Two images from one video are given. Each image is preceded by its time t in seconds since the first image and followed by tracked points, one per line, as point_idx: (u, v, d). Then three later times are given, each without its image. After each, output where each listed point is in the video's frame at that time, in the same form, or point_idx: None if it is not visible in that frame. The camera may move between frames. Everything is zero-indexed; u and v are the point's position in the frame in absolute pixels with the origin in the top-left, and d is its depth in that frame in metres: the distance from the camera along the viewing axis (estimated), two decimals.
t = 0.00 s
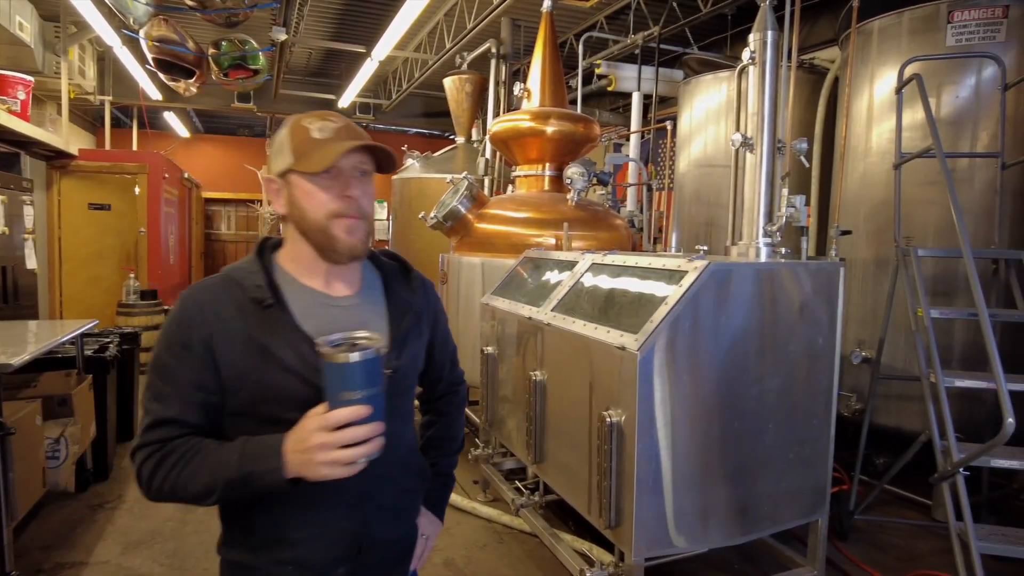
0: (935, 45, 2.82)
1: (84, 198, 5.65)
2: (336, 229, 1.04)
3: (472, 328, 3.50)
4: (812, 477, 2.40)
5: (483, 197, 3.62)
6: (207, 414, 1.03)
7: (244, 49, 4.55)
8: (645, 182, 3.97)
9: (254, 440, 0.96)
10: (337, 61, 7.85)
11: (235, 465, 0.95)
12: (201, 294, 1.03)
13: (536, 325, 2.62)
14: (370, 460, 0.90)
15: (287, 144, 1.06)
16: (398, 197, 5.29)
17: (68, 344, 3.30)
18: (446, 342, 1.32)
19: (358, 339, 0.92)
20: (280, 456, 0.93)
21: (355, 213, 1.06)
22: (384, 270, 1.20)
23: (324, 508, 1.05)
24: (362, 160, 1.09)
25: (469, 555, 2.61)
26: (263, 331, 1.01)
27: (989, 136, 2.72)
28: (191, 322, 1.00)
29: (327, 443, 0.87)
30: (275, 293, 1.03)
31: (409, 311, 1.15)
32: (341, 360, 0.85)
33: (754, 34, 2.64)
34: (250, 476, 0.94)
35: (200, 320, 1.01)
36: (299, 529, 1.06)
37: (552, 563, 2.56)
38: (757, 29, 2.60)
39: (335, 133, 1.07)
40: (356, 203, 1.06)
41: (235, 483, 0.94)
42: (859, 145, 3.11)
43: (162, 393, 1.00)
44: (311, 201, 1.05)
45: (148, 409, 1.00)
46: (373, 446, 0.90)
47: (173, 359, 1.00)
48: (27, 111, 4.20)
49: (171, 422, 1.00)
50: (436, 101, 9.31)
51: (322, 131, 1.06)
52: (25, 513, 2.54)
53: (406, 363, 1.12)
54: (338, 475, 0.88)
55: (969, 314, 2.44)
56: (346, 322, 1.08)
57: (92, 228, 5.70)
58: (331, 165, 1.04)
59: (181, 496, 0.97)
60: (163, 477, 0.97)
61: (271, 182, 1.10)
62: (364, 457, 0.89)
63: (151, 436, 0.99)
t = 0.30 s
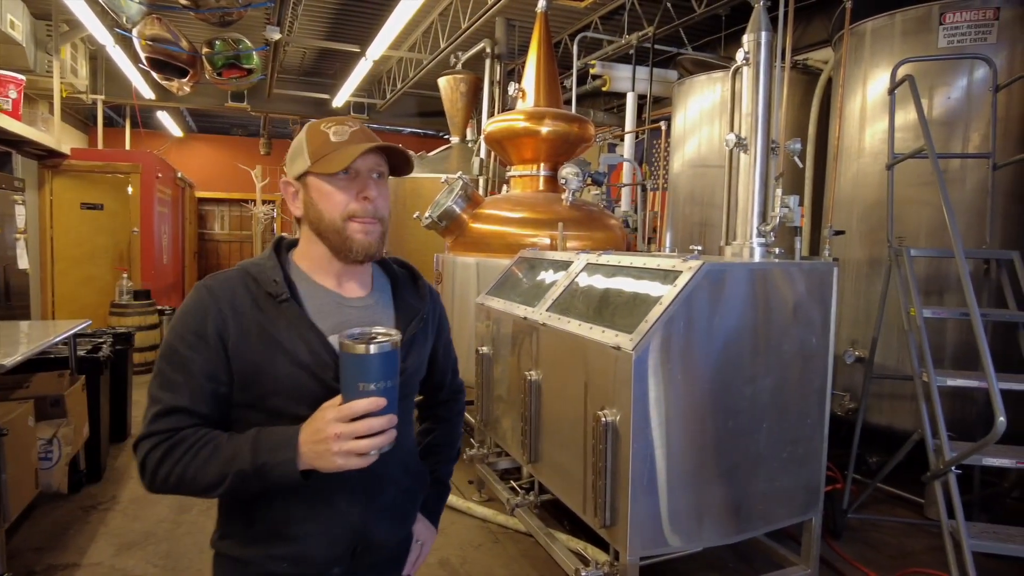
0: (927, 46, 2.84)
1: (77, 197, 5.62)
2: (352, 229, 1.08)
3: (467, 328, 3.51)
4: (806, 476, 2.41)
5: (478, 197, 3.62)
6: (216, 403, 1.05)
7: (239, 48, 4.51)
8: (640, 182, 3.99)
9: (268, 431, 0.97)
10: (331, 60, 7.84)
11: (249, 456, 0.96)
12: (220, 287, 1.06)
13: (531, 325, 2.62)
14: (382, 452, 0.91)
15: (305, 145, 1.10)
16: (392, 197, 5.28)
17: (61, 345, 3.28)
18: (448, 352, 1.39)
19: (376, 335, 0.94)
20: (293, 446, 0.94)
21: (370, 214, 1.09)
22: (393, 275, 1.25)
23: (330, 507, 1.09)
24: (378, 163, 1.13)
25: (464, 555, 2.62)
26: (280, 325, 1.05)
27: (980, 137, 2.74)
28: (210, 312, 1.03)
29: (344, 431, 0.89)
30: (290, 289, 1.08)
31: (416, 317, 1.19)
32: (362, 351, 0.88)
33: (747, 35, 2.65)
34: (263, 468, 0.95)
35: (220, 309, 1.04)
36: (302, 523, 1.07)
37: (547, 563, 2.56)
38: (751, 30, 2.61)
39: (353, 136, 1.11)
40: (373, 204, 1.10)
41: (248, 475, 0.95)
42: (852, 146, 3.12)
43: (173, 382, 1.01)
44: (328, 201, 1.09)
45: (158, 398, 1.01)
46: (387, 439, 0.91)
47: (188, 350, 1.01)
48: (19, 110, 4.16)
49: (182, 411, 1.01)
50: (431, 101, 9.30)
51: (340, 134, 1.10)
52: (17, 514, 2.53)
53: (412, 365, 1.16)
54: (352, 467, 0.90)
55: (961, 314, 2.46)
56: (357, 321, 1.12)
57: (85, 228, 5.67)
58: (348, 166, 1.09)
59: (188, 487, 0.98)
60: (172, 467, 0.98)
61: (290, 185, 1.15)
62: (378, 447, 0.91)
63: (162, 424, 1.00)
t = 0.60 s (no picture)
0: (916, 48, 2.86)
1: (67, 197, 5.59)
2: (312, 228, 1.07)
3: (459, 328, 3.50)
4: (796, 476, 2.42)
5: (471, 197, 3.63)
6: (163, 408, 1.03)
7: (231, 47, 4.51)
8: (632, 182, 4.00)
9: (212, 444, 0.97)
10: (324, 60, 7.82)
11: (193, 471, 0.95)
12: (165, 291, 1.04)
13: (522, 325, 2.63)
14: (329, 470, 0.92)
15: (257, 145, 1.08)
16: (385, 197, 5.29)
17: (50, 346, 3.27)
18: (416, 358, 1.42)
19: (328, 349, 0.94)
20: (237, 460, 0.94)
21: (328, 211, 1.08)
22: (356, 277, 1.22)
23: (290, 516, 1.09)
24: (334, 159, 1.12)
25: (456, 555, 2.62)
26: (224, 327, 1.03)
27: (968, 138, 2.76)
28: (156, 316, 1.02)
29: (290, 449, 0.89)
30: (239, 291, 1.06)
31: (377, 319, 1.17)
32: (310, 366, 0.87)
33: (739, 36, 2.66)
34: (207, 480, 0.94)
35: (164, 314, 1.02)
36: (268, 531, 1.07)
37: (539, 563, 2.57)
38: (742, 32, 2.62)
39: (306, 133, 1.10)
40: (330, 199, 1.09)
41: (192, 487, 0.95)
42: (842, 147, 3.14)
43: (120, 389, 1.00)
44: (284, 200, 1.07)
45: (103, 405, 1.01)
46: (334, 457, 0.91)
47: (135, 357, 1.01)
48: (9, 109, 4.14)
49: (125, 418, 1.00)
50: (424, 101, 9.31)
51: (292, 133, 1.10)
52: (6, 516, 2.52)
53: (371, 369, 1.13)
54: (296, 484, 0.90)
55: (948, 314, 2.48)
56: (313, 324, 1.10)
57: (75, 227, 5.64)
58: (303, 164, 1.07)
59: (132, 497, 0.97)
60: (116, 475, 0.98)
61: (243, 188, 1.12)
62: (326, 464, 0.91)
63: (106, 431, 0.99)
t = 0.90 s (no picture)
0: (894, 53, 2.89)
1: (48, 197, 5.53)
2: (262, 239, 1.18)
3: (444, 330, 3.51)
4: (775, 477, 2.45)
5: (455, 199, 3.64)
6: (115, 427, 1.17)
7: (214, 48, 4.50)
8: (615, 185, 4.03)
9: (163, 463, 1.11)
10: (309, 60, 7.79)
11: (144, 491, 1.09)
12: (117, 316, 1.17)
13: (504, 329, 2.64)
14: (281, 486, 1.06)
15: (198, 162, 1.19)
16: (370, 198, 5.32)
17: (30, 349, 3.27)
18: (382, 360, 1.49)
19: (274, 366, 1.06)
20: (188, 480, 1.08)
21: (275, 220, 1.20)
22: (315, 284, 1.38)
23: (247, 523, 1.20)
24: (275, 167, 1.24)
25: (439, 558, 2.63)
26: (174, 346, 1.15)
27: (944, 142, 2.80)
28: (106, 340, 1.15)
29: (238, 469, 1.02)
30: (186, 307, 1.18)
31: (334, 330, 1.29)
32: (257, 387, 1.00)
33: (720, 40, 2.68)
34: (158, 499, 1.08)
35: (116, 341, 1.15)
36: (229, 542, 1.19)
37: (520, 564, 2.60)
38: (723, 35, 2.64)
39: (245, 143, 1.22)
40: (276, 208, 1.21)
41: (143, 506, 1.09)
42: (823, 149, 3.17)
43: (75, 413, 1.14)
44: (231, 214, 1.18)
45: (60, 427, 1.15)
46: (283, 475, 1.05)
47: (88, 378, 1.14)
48: None
49: (79, 438, 1.14)
50: (410, 101, 9.31)
51: (231, 144, 1.20)
52: None
53: (325, 381, 1.26)
54: (248, 501, 1.04)
55: (924, 317, 2.51)
56: (268, 333, 1.24)
57: (57, 229, 5.59)
58: (246, 175, 1.18)
59: (90, 514, 1.12)
60: (74, 494, 1.12)
61: (189, 203, 1.23)
62: (279, 477, 1.05)
63: (63, 452, 1.14)
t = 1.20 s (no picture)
0: (852, 59, 2.96)
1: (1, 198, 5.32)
2: (213, 258, 1.24)
3: (412, 333, 3.49)
4: (737, 476, 2.50)
5: (423, 201, 3.62)
6: (72, 448, 1.16)
7: (177, 46, 4.41)
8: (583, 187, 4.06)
9: (121, 484, 1.09)
10: (276, 58, 7.67)
11: (101, 512, 1.08)
12: (71, 334, 1.16)
13: (471, 332, 2.64)
14: (241, 502, 1.05)
15: (148, 179, 1.23)
16: (338, 198, 5.30)
17: None
18: (341, 371, 1.49)
19: (230, 383, 1.06)
20: (146, 500, 1.06)
21: (226, 238, 1.26)
22: (270, 296, 1.38)
23: (205, 540, 1.19)
24: (227, 182, 1.29)
25: (408, 563, 2.63)
26: (130, 364, 1.15)
27: (900, 146, 2.87)
28: (60, 360, 1.14)
29: (195, 487, 1.01)
30: (139, 324, 1.17)
31: (290, 342, 1.29)
32: (212, 405, 0.99)
33: (684, 45, 2.70)
34: (117, 521, 1.07)
35: (71, 359, 1.14)
36: (187, 558, 1.18)
37: (489, 566, 2.61)
38: (687, 40, 2.67)
39: (193, 159, 1.26)
40: (226, 227, 1.26)
41: (100, 527, 1.07)
42: (785, 151, 3.22)
43: (29, 435, 1.13)
44: (183, 232, 1.24)
45: (14, 449, 1.13)
46: (242, 491, 1.04)
47: (42, 399, 1.13)
48: None
49: (34, 461, 1.12)
50: (379, 99, 9.26)
51: (180, 160, 1.25)
52: None
53: (282, 395, 1.27)
54: (207, 519, 1.03)
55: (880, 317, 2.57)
56: (224, 349, 1.25)
57: (12, 230, 5.39)
58: (197, 195, 1.24)
59: (47, 538, 1.10)
60: (30, 518, 1.10)
61: (140, 219, 1.28)
62: (239, 492, 1.04)
63: (18, 476, 1.12)
